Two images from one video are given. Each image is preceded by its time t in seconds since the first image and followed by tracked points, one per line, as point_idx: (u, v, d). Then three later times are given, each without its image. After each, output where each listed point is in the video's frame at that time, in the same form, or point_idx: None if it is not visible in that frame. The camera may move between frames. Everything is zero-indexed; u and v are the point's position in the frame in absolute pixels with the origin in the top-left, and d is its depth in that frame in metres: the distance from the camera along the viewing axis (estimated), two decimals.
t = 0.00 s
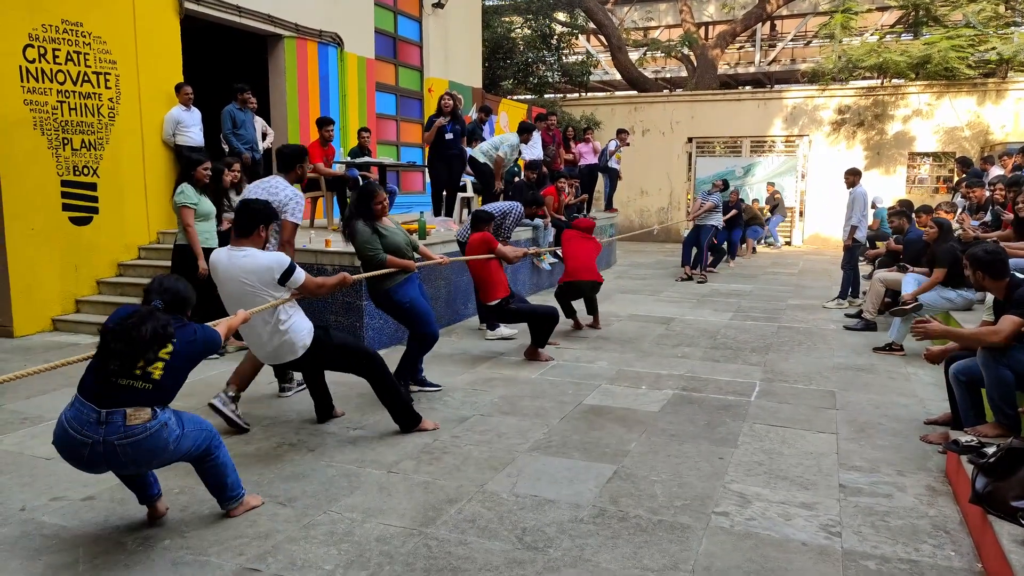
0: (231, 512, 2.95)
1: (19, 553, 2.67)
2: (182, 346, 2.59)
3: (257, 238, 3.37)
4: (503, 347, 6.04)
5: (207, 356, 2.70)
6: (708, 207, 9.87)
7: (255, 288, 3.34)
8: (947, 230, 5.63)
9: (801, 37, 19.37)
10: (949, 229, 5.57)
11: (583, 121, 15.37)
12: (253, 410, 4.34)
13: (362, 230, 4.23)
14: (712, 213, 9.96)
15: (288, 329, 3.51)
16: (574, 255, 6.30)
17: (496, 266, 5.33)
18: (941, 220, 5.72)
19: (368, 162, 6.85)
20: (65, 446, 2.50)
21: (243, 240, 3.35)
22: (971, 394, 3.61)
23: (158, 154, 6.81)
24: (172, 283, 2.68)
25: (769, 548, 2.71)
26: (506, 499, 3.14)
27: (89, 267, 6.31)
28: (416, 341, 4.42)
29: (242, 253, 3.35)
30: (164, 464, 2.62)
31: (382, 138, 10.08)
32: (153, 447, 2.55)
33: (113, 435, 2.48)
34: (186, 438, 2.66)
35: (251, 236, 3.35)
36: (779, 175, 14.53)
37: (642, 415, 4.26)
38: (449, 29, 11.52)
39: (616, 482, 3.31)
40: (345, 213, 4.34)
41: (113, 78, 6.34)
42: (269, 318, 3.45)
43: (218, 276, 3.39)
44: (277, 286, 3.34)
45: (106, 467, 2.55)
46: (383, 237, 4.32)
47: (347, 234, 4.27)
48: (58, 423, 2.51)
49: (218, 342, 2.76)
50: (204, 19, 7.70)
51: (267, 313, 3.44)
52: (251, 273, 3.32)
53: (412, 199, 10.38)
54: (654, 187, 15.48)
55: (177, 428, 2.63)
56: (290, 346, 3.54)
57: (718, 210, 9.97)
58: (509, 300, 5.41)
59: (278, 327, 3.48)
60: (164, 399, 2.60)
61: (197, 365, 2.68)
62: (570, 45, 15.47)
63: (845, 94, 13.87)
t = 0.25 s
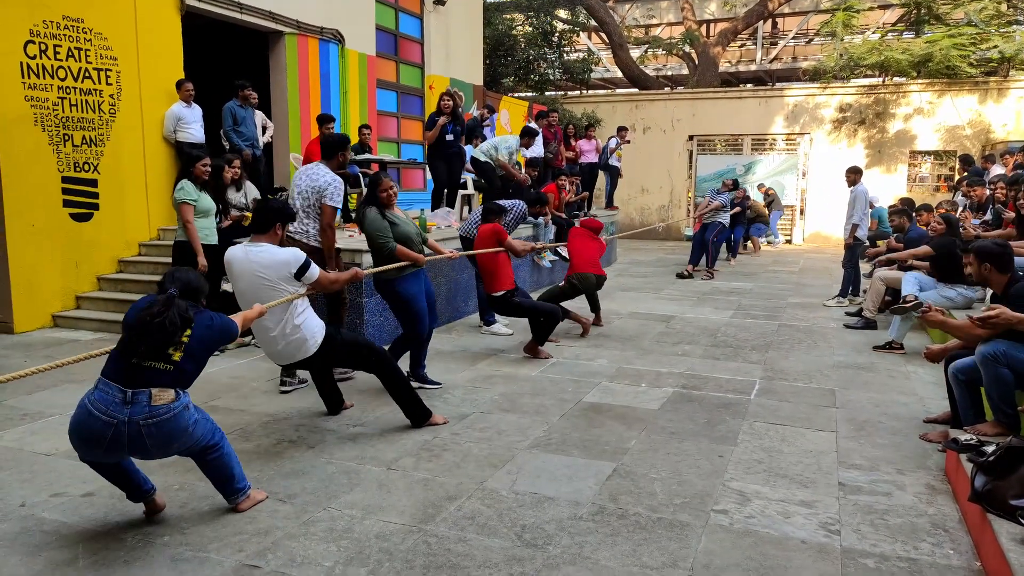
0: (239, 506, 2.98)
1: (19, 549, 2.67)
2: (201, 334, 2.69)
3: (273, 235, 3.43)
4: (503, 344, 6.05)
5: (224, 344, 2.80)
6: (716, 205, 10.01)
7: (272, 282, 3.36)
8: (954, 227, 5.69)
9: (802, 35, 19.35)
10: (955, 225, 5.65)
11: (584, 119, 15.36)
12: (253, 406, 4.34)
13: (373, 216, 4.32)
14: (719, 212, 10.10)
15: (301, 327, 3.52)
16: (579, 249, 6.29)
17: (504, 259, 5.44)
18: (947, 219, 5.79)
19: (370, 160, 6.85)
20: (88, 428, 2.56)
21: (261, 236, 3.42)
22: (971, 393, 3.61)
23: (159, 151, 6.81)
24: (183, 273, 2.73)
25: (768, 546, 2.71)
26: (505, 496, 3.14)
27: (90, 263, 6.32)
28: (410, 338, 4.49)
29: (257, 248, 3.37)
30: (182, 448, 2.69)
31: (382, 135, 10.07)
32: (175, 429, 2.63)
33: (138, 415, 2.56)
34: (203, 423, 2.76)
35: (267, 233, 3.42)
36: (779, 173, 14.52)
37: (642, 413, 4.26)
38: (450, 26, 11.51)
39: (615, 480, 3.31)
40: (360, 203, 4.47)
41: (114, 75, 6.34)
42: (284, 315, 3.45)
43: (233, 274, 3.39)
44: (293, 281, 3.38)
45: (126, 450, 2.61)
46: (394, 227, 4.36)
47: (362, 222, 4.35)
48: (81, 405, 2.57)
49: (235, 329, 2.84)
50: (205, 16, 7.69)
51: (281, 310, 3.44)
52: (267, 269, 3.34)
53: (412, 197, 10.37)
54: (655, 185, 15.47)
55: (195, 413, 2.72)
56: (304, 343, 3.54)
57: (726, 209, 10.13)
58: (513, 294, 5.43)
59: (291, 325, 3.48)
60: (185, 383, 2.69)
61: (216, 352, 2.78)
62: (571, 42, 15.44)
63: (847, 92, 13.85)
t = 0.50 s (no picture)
0: (245, 506, 2.97)
1: (21, 547, 2.68)
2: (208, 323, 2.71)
3: (290, 234, 3.47)
4: (505, 344, 6.05)
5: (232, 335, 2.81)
6: (719, 205, 9.97)
7: (287, 279, 3.35)
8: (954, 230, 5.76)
9: (805, 36, 19.32)
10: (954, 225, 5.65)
11: (586, 119, 15.35)
12: (255, 405, 4.35)
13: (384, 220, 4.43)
14: (723, 213, 10.06)
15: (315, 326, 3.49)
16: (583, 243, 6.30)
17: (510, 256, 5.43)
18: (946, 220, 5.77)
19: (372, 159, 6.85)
20: (90, 407, 2.56)
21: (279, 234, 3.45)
22: (973, 394, 3.61)
23: (162, 149, 6.82)
24: (195, 264, 2.78)
25: (770, 546, 2.71)
26: (507, 496, 3.14)
27: (92, 262, 6.33)
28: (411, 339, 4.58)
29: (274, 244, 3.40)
30: (181, 435, 2.68)
31: (385, 134, 10.08)
32: (175, 414, 2.63)
33: (140, 397, 2.57)
34: (204, 413, 2.76)
35: (284, 231, 3.45)
36: (782, 173, 14.51)
37: (644, 413, 4.26)
38: (453, 26, 11.51)
39: (617, 480, 3.32)
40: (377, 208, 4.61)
41: (117, 73, 6.35)
42: (297, 313, 3.43)
43: (249, 269, 3.40)
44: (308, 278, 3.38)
45: (125, 433, 2.61)
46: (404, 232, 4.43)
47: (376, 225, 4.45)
48: (86, 385, 2.59)
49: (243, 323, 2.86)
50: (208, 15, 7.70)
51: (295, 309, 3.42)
52: (286, 265, 3.35)
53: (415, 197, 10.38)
54: (657, 185, 15.46)
55: (196, 402, 2.73)
56: (318, 341, 3.51)
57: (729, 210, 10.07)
58: (519, 290, 5.43)
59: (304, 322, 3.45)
60: (189, 370, 2.70)
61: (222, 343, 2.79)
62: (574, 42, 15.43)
63: (850, 93, 13.83)
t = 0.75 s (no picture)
0: (250, 504, 2.98)
1: (27, 545, 2.69)
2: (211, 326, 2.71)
3: (297, 242, 3.50)
4: (509, 344, 6.05)
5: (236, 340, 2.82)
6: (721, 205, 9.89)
7: (297, 284, 3.38)
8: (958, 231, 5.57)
9: (810, 36, 19.30)
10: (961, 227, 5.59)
11: (590, 119, 15.33)
12: (260, 404, 4.36)
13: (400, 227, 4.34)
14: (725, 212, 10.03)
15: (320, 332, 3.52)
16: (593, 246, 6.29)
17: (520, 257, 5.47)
18: (949, 219, 5.74)
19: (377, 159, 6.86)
20: (89, 404, 2.57)
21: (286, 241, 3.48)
22: (979, 395, 3.60)
23: (167, 148, 6.84)
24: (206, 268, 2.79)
25: (774, 547, 2.71)
26: (511, 496, 3.14)
27: (98, 261, 6.35)
28: (436, 345, 4.52)
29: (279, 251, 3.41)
30: (179, 436, 2.68)
31: (389, 134, 10.09)
32: (173, 414, 2.63)
33: (139, 395, 2.57)
34: (203, 415, 2.76)
35: (291, 239, 3.48)
36: (786, 174, 14.48)
37: (648, 413, 4.26)
38: (458, 26, 11.52)
39: (621, 480, 3.32)
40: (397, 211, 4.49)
41: (122, 73, 6.37)
42: (304, 320, 3.45)
43: (253, 277, 3.39)
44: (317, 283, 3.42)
45: (123, 431, 2.61)
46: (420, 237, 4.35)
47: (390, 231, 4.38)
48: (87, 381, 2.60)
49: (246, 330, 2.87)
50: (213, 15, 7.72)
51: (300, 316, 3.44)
52: (293, 271, 3.37)
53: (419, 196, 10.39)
54: (661, 185, 15.44)
55: (196, 402, 2.73)
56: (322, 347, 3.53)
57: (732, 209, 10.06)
58: (524, 289, 5.47)
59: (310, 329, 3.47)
60: (189, 371, 2.71)
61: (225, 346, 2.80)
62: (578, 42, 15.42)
63: (855, 93, 13.80)
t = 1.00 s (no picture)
0: (253, 505, 2.99)
1: (31, 546, 2.70)
2: (206, 330, 2.70)
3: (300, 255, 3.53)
4: (512, 345, 6.05)
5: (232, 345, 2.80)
6: (723, 206, 9.86)
7: (299, 295, 3.37)
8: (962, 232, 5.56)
9: (814, 37, 19.29)
10: (964, 228, 5.58)
11: (593, 120, 15.33)
12: (263, 406, 4.37)
13: (412, 231, 4.38)
14: (727, 213, 10.00)
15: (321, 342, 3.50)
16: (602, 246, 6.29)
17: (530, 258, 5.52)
18: (953, 219, 5.71)
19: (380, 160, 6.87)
20: (84, 412, 2.58)
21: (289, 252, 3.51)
22: (983, 397, 3.58)
23: (171, 150, 6.85)
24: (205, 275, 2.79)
25: (778, 550, 2.70)
26: (514, 498, 3.14)
27: (102, 262, 6.37)
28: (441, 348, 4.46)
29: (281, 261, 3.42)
30: (174, 441, 2.68)
31: (393, 135, 10.10)
32: (168, 420, 2.63)
33: (133, 402, 2.58)
34: (199, 419, 2.75)
35: (293, 250, 3.51)
36: (790, 175, 14.45)
37: (651, 415, 4.25)
38: (461, 27, 11.52)
39: (624, 482, 3.31)
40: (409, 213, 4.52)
41: (127, 75, 6.39)
42: (304, 330, 3.42)
43: (256, 288, 3.37)
44: (319, 292, 3.42)
45: (119, 438, 2.62)
46: (432, 243, 4.39)
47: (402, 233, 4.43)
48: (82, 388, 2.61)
49: (243, 335, 2.83)
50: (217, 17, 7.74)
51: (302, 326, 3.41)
52: (297, 280, 3.37)
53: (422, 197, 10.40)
54: (665, 187, 15.43)
55: (191, 408, 2.72)
56: (324, 357, 3.51)
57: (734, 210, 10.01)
58: (531, 290, 5.47)
59: (315, 336, 3.47)
60: (184, 376, 2.70)
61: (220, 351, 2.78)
62: (581, 43, 15.39)
63: (858, 95, 13.78)
